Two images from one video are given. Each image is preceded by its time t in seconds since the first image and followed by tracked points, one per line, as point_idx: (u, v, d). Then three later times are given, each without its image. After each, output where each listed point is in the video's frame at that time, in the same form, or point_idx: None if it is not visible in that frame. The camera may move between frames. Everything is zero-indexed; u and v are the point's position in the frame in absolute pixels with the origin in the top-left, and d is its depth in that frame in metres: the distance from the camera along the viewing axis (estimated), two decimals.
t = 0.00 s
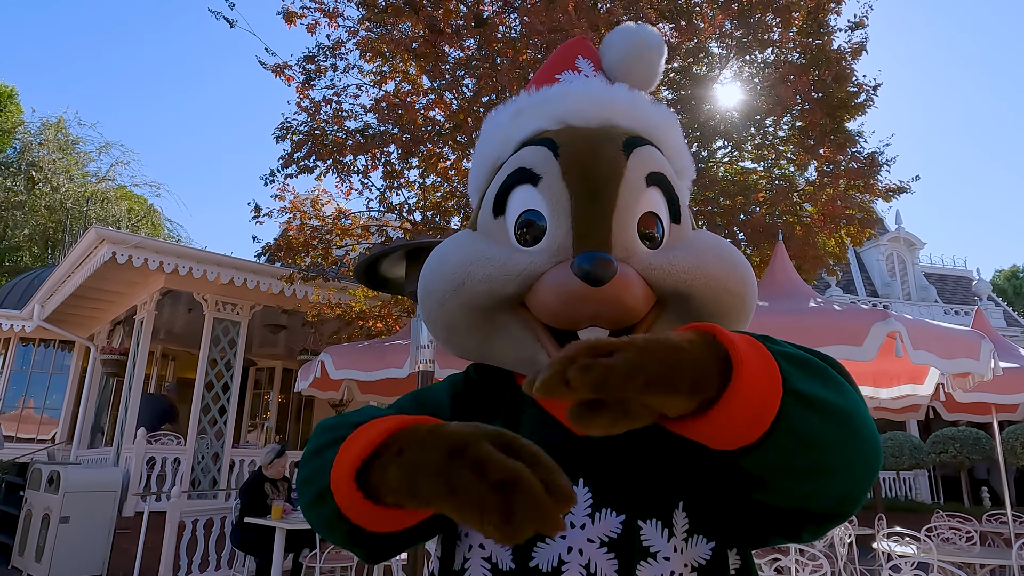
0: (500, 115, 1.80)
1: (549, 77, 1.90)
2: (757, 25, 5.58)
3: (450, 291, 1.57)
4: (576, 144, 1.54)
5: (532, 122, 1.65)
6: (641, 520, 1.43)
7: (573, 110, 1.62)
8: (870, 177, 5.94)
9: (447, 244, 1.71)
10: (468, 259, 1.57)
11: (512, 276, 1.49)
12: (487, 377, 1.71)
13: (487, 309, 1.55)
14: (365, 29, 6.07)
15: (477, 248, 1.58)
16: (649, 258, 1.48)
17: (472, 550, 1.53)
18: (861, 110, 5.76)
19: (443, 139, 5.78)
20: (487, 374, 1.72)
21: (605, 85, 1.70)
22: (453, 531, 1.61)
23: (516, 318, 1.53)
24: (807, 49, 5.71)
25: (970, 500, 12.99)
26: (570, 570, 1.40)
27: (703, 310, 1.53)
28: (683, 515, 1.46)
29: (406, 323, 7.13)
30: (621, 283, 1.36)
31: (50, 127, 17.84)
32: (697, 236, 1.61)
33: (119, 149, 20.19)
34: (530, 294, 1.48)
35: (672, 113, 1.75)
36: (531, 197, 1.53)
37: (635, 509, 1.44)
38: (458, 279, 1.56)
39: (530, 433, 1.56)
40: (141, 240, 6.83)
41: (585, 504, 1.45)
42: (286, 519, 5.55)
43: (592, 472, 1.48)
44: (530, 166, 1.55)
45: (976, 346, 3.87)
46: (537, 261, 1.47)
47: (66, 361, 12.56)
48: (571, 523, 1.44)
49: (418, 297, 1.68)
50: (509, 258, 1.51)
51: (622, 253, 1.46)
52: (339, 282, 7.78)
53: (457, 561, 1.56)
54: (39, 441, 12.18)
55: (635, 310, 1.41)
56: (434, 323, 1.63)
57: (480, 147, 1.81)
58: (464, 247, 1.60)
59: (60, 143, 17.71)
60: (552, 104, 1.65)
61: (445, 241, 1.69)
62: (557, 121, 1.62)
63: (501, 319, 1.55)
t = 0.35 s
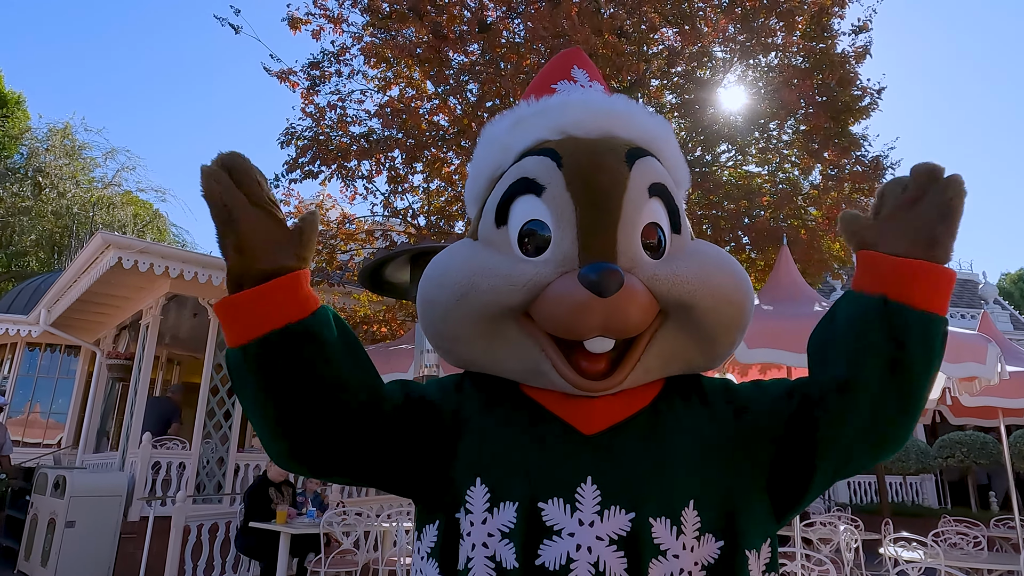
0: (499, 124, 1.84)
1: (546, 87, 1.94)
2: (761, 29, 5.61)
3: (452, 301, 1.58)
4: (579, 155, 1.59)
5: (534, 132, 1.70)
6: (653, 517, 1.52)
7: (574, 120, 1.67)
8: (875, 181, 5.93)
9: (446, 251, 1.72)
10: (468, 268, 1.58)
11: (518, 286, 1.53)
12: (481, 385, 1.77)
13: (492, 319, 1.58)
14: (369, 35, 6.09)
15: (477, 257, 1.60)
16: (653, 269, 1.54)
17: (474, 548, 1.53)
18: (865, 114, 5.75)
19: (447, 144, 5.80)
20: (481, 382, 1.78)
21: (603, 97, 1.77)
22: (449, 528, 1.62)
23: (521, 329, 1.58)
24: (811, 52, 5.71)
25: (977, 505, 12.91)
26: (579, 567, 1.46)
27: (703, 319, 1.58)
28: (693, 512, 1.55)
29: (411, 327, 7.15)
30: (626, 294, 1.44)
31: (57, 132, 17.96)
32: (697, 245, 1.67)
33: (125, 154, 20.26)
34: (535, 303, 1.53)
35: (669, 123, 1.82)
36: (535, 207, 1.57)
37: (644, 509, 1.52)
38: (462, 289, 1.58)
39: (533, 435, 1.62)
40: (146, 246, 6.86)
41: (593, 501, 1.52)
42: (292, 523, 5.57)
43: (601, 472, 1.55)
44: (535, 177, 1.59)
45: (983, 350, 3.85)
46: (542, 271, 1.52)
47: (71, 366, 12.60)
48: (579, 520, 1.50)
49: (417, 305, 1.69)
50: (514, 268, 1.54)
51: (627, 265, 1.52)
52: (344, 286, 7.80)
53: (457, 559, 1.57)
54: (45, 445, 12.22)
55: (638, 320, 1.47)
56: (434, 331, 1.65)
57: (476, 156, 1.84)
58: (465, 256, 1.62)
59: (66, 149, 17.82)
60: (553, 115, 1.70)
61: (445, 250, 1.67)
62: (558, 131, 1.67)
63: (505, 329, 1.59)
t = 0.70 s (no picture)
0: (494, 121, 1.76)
1: (546, 67, 1.82)
2: (765, 32, 5.61)
3: (446, 338, 1.62)
4: (568, 187, 1.52)
5: (524, 150, 1.61)
6: (658, 535, 1.52)
7: (566, 135, 1.57)
8: (880, 184, 5.92)
9: (444, 267, 1.72)
10: (457, 309, 1.61)
11: (506, 336, 1.55)
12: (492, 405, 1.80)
13: (485, 359, 1.62)
14: (374, 40, 6.12)
15: (472, 294, 1.61)
16: (646, 319, 1.52)
17: (485, 564, 1.56)
18: (870, 117, 5.74)
19: (452, 148, 5.81)
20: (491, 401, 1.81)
21: (602, 94, 1.62)
22: (465, 548, 1.66)
23: (515, 368, 1.61)
24: (815, 55, 5.71)
25: (984, 509, 12.84)
26: None
27: (697, 352, 1.57)
28: (697, 532, 1.54)
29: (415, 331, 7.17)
30: (613, 359, 1.43)
31: (63, 138, 18.10)
32: (702, 267, 1.61)
33: (130, 159, 20.36)
34: (525, 353, 1.55)
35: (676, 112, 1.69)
36: (523, 249, 1.53)
37: (651, 526, 1.53)
38: (455, 328, 1.61)
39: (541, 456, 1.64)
40: (152, 251, 6.89)
41: (600, 518, 1.54)
42: (295, 528, 5.66)
43: (608, 491, 1.57)
44: (523, 215, 1.54)
45: (989, 353, 3.84)
46: (529, 325, 1.53)
47: (77, 370, 12.66)
48: (587, 537, 1.52)
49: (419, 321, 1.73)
50: (502, 318, 1.56)
51: (618, 318, 1.50)
52: (348, 291, 7.82)
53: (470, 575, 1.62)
54: (51, 449, 12.25)
55: (628, 372, 1.46)
56: (433, 354, 1.70)
57: (472, 154, 1.79)
58: (458, 287, 1.63)
59: (72, 154, 17.93)
60: (545, 127, 1.60)
61: (441, 272, 1.70)
62: (548, 149, 1.57)
63: (503, 367, 1.62)
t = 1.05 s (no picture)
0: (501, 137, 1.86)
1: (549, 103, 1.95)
2: (767, 36, 5.61)
3: (455, 316, 1.62)
4: (567, 161, 1.61)
5: (527, 143, 1.71)
6: (662, 544, 1.53)
7: (566, 126, 1.68)
8: (883, 187, 5.92)
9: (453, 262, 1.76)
10: (463, 280, 1.62)
11: (510, 290, 1.55)
12: (504, 399, 1.81)
13: (492, 325, 1.61)
14: (377, 45, 6.14)
15: (480, 268, 1.63)
16: (645, 265, 1.53)
17: (491, 569, 1.57)
18: (872, 120, 5.74)
19: (454, 152, 5.82)
20: (503, 397, 1.81)
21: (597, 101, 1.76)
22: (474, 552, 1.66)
23: (520, 331, 1.61)
24: (817, 59, 5.73)
25: (990, 513, 12.76)
26: None
27: (699, 311, 1.57)
28: (701, 542, 1.55)
29: (418, 335, 7.18)
30: (612, 286, 1.43)
31: (67, 143, 18.16)
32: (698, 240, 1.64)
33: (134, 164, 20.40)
34: (528, 306, 1.55)
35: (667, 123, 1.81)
36: (527, 212, 1.60)
37: (655, 534, 1.54)
38: (461, 294, 1.61)
39: (547, 458, 1.64)
40: (156, 254, 6.91)
41: (606, 526, 1.54)
42: (299, 532, 5.54)
43: (613, 497, 1.57)
44: (527, 184, 1.62)
45: (993, 356, 3.83)
46: (532, 273, 1.54)
47: (81, 374, 12.67)
48: (592, 545, 1.53)
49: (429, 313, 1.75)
50: (507, 272, 1.57)
51: (617, 261, 1.51)
52: (351, 294, 7.83)
53: None
54: (54, 453, 12.25)
55: (630, 317, 1.46)
56: (443, 341, 1.70)
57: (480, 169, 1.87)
58: (467, 266, 1.66)
59: (76, 159, 18.00)
60: (547, 122, 1.71)
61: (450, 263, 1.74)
62: (551, 139, 1.68)
63: (506, 332, 1.62)
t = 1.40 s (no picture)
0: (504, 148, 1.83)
1: (551, 100, 1.92)
2: (767, 38, 5.61)
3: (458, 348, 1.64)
4: (570, 198, 1.59)
5: (530, 169, 1.69)
6: (654, 539, 1.53)
7: (569, 154, 1.64)
8: (883, 189, 5.92)
9: (452, 282, 1.75)
10: (463, 313, 1.63)
11: (512, 335, 1.57)
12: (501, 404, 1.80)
13: (493, 360, 1.62)
14: (378, 47, 6.15)
15: (482, 299, 1.64)
16: (646, 317, 1.53)
17: (489, 564, 1.57)
18: (872, 122, 5.75)
19: (455, 155, 5.84)
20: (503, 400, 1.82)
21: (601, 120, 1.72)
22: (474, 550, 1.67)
23: (521, 368, 1.62)
24: (817, 61, 5.71)
25: (992, 516, 12.74)
26: None
27: (697, 358, 1.58)
28: (694, 537, 1.55)
29: (419, 337, 7.19)
30: (613, 352, 1.44)
31: (69, 145, 18.21)
32: (699, 274, 1.63)
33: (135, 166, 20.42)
34: (530, 351, 1.56)
35: (671, 135, 1.79)
36: (528, 253, 1.59)
37: (648, 530, 1.54)
38: (463, 330, 1.62)
39: (544, 458, 1.65)
40: (157, 257, 6.92)
41: (599, 521, 1.54)
42: (300, 534, 5.53)
43: (608, 494, 1.57)
44: (528, 221, 1.60)
45: (995, 359, 3.83)
46: (533, 322, 1.55)
47: (82, 377, 12.69)
48: (586, 539, 1.53)
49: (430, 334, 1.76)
50: (508, 316, 1.58)
51: (617, 315, 1.52)
52: (352, 297, 7.83)
53: None
54: (55, 456, 12.26)
55: (630, 368, 1.48)
56: (444, 363, 1.71)
57: (481, 180, 1.85)
58: (468, 295, 1.66)
59: (78, 162, 18.04)
60: (549, 148, 1.68)
61: (451, 284, 1.73)
62: (553, 167, 1.65)
63: (505, 368, 1.63)
